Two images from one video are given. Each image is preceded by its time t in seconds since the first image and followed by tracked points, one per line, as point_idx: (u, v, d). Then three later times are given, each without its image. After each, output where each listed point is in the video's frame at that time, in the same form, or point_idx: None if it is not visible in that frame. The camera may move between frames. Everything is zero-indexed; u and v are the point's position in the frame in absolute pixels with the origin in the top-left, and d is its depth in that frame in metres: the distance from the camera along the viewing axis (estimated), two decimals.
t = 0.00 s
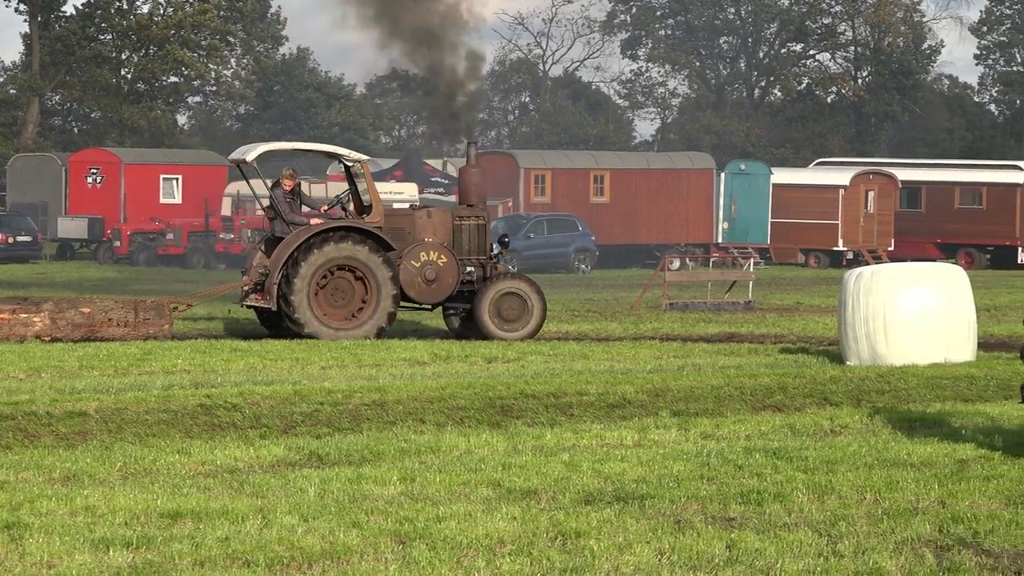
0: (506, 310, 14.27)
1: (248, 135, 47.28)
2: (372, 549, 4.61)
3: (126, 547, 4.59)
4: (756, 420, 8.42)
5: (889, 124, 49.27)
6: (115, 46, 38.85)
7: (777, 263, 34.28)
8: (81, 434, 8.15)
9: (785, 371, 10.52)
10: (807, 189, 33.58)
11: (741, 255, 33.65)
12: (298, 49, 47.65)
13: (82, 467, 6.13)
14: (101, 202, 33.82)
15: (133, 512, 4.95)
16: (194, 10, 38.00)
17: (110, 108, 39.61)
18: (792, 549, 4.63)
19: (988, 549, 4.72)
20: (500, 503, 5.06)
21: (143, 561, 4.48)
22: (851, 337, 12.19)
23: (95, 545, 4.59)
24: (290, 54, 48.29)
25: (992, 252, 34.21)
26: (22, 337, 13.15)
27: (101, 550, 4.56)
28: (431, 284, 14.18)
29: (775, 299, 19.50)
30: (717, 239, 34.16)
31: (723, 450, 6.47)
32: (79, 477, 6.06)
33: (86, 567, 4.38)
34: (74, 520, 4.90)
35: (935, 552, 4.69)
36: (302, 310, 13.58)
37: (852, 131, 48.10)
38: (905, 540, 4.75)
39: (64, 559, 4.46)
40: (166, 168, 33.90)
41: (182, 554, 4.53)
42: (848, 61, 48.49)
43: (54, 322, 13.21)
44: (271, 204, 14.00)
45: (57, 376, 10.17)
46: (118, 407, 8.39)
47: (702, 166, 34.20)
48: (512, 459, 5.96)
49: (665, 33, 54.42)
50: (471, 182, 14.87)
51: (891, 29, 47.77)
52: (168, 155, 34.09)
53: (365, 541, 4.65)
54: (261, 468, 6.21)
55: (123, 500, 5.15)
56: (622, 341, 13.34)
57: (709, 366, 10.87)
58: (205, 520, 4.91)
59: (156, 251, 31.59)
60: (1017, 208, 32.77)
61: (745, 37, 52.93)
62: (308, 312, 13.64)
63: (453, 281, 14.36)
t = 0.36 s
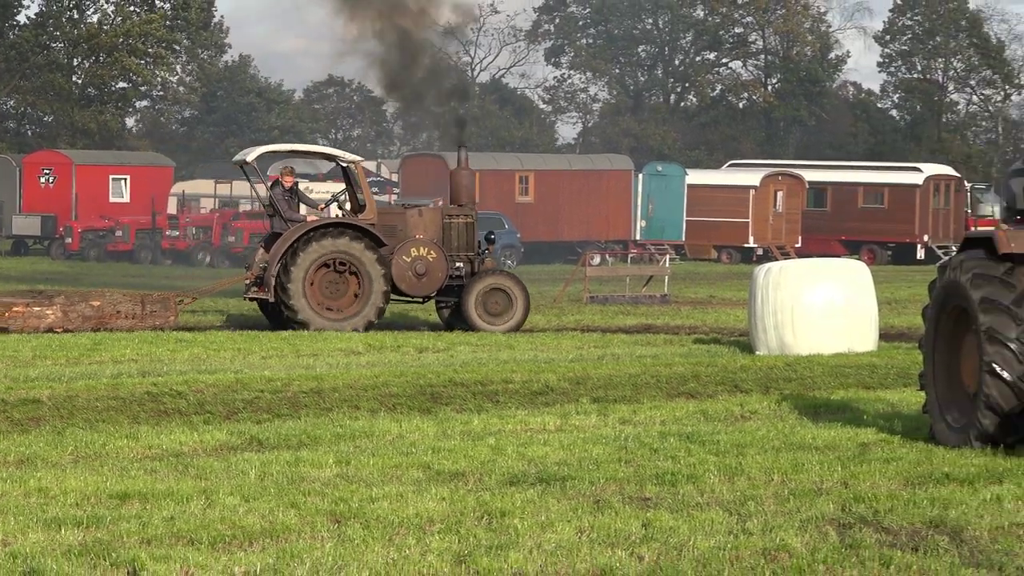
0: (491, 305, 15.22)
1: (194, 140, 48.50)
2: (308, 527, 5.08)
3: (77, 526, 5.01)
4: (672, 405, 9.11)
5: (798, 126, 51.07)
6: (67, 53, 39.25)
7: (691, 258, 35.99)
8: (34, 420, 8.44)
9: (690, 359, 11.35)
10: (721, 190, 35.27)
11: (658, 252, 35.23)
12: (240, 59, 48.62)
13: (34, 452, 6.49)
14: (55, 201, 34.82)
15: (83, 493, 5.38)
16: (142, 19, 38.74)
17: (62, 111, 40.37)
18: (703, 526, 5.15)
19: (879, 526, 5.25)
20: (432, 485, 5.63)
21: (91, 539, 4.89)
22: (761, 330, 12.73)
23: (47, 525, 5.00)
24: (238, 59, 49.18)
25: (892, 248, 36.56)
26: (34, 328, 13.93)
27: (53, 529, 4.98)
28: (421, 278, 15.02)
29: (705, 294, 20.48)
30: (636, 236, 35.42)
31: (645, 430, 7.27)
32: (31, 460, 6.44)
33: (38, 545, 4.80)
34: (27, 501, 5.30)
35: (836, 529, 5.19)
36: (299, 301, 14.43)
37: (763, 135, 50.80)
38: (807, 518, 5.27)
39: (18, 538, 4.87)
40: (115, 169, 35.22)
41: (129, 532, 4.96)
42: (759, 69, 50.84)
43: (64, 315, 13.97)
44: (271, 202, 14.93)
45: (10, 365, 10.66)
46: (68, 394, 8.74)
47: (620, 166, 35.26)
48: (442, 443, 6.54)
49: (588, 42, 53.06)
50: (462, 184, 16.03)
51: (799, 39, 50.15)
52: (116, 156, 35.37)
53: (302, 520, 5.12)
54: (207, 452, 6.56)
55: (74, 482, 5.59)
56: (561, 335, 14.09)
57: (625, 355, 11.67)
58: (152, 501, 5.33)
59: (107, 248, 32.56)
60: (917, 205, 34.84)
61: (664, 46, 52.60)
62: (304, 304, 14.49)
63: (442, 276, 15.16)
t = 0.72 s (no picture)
0: (478, 302, 16.84)
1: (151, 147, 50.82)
2: (259, 503, 5.92)
3: (47, 503, 5.76)
4: (591, 390, 10.09)
5: (709, 135, 53.56)
6: (37, 68, 41.96)
7: (612, 255, 39.18)
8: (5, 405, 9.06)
9: (598, 348, 12.44)
10: (639, 192, 38.33)
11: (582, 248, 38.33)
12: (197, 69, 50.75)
13: (9, 433, 7.16)
14: (23, 203, 37.32)
15: (53, 473, 6.14)
16: (106, 37, 41.89)
17: (32, 122, 42.90)
18: (622, 501, 6.30)
19: (782, 500, 6.53)
20: (371, 463, 6.63)
21: (60, 514, 5.64)
22: (676, 319, 14.26)
23: (20, 502, 5.75)
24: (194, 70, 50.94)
25: (796, 245, 39.55)
26: (60, 319, 15.50)
27: (25, 506, 5.74)
28: (415, 274, 16.59)
29: (638, 292, 21.77)
30: (561, 234, 38.32)
31: (570, 419, 8.26)
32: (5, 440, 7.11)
33: (11, 520, 5.54)
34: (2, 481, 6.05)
35: (744, 502, 6.43)
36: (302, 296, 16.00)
37: (677, 142, 52.78)
38: (720, 493, 6.52)
39: None
40: (82, 174, 38.23)
41: (96, 508, 5.72)
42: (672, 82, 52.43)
43: (88, 307, 15.60)
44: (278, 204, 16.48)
45: None
46: (38, 381, 9.37)
47: (546, 172, 37.95)
48: (382, 425, 7.53)
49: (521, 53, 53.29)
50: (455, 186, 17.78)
51: (710, 54, 52.12)
52: (82, 161, 38.28)
53: (253, 497, 5.95)
54: (165, 431, 7.26)
55: (44, 462, 6.37)
56: (507, 329, 15.36)
57: (551, 344, 12.77)
58: (115, 480, 6.11)
59: (74, 246, 35.38)
60: (817, 206, 38.05)
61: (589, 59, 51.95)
62: (306, 297, 16.06)
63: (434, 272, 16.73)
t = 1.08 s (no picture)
0: (468, 297, 18.28)
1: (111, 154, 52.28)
2: (216, 483, 6.48)
3: (21, 485, 6.35)
4: (526, 378, 10.70)
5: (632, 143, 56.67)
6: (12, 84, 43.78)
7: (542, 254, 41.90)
8: None
9: (530, 341, 13.14)
10: (572, 196, 40.94)
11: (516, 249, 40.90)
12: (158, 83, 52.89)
13: None
14: None
15: (25, 457, 6.73)
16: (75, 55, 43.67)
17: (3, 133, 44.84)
18: (551, 481, 6.83)
19: (700, 480, 7.13)
20: (320, 447, 7.14)
21: (33, 495, 6.23)
22: (603, 310, 15.06)
23: None
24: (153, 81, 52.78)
25: (712, 245, 43.55)
26: (79, 313, 17.39)
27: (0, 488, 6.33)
28: (409, 271, 18.12)
29: (569, 288, 22.63)
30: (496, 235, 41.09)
31: (505, 405, 8.79)
32: None
33: None
34: None
35: (665, 482, 7.00)
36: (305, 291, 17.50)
37: (602, 150, 55.92)
38: (642, 474, 7.08)
39: None
40: (54, 180, 39.61)
41: (65, 489, 6.30)
42: (599, 94, 54.37)
43: (104, 303, 17.42)
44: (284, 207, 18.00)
45: None
46: (11, 370, 9.91)
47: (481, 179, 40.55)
48: (330, 412, 8.05)
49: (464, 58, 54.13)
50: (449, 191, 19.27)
51: (634, 69, 54.02)
52: (55, 167, 39.67)
53: (211, 478, 6.51)
54: (130, 417, 7.82)
55: (18, 447, 6.95)
56: (449, 324, 15.96)
57: (487, 336, 13.44)
58: (84, 463, 6.70)
59: (46, 247, 38.17)
60: (732, 209, 42.16)
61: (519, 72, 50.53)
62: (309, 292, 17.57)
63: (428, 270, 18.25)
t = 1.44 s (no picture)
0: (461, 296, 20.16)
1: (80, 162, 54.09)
2: (183, 467, 7.02)
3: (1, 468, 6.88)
4: (470, 369, 11.29)
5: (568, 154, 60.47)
6: None
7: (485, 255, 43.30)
8: None
9: (474, 335, 13.85)
10: (510, 201, 42.31)
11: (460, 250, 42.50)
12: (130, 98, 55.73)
13: None
14: None
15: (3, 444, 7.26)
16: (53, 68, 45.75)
17: None
18: (494, 464, 7.37)
19: (631, 463, 7.70)
20: (280, 433, 7.70)
21: (12, 478, 6.76)
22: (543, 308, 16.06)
23: None
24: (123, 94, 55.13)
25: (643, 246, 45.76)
26: (100, 308, 19.45)
27: None
28: (407, 273, 20.17)
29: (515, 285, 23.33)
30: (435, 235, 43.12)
31: (451, 394, 9.35)
32: None
33: None
34: None
35: (599, 464, 7.58)
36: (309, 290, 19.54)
37: (541, 159, 59.45)
38: (578, 457, 7.65)
39: None
40: (32, 186, 44.43)
41: (42, 472, 6.83)
42: (538, 107, 57.45)
43: (123, 299, 19.52)
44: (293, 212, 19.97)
45: None
46: None
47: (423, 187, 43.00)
48: (289, 400, 8.65)
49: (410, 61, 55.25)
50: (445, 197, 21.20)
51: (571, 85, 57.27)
52: (33, 173, 44.36)
53: (179, 463, 7.06)
54: (103, 406, 8.41)
55: None
56: (396, 319, 16.62)
57: (434, 330, 14.12)
58: (60, 448, 7.25)
59: (27, 247, 43.03)
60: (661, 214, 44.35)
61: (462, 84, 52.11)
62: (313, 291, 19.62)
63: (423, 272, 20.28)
